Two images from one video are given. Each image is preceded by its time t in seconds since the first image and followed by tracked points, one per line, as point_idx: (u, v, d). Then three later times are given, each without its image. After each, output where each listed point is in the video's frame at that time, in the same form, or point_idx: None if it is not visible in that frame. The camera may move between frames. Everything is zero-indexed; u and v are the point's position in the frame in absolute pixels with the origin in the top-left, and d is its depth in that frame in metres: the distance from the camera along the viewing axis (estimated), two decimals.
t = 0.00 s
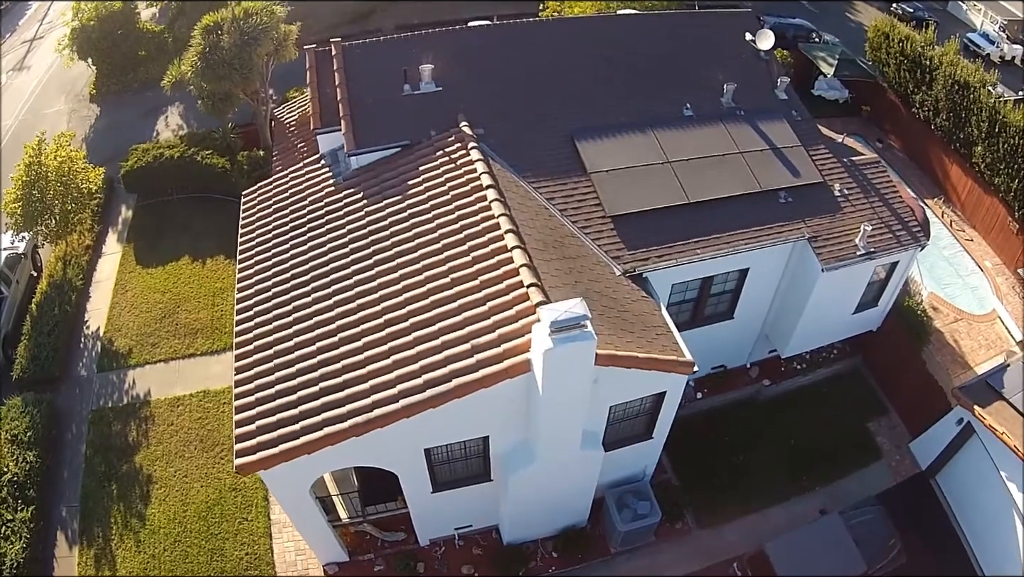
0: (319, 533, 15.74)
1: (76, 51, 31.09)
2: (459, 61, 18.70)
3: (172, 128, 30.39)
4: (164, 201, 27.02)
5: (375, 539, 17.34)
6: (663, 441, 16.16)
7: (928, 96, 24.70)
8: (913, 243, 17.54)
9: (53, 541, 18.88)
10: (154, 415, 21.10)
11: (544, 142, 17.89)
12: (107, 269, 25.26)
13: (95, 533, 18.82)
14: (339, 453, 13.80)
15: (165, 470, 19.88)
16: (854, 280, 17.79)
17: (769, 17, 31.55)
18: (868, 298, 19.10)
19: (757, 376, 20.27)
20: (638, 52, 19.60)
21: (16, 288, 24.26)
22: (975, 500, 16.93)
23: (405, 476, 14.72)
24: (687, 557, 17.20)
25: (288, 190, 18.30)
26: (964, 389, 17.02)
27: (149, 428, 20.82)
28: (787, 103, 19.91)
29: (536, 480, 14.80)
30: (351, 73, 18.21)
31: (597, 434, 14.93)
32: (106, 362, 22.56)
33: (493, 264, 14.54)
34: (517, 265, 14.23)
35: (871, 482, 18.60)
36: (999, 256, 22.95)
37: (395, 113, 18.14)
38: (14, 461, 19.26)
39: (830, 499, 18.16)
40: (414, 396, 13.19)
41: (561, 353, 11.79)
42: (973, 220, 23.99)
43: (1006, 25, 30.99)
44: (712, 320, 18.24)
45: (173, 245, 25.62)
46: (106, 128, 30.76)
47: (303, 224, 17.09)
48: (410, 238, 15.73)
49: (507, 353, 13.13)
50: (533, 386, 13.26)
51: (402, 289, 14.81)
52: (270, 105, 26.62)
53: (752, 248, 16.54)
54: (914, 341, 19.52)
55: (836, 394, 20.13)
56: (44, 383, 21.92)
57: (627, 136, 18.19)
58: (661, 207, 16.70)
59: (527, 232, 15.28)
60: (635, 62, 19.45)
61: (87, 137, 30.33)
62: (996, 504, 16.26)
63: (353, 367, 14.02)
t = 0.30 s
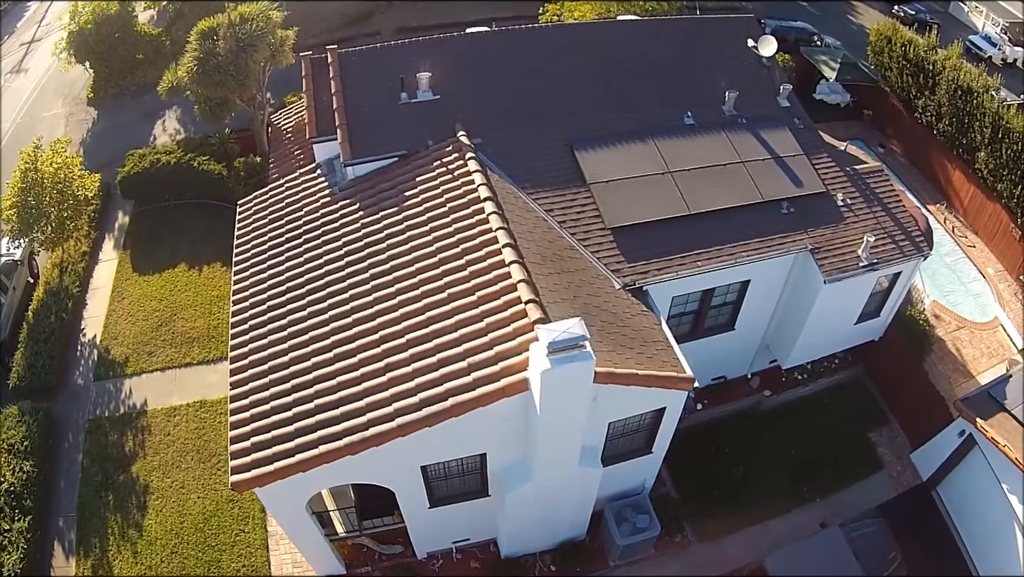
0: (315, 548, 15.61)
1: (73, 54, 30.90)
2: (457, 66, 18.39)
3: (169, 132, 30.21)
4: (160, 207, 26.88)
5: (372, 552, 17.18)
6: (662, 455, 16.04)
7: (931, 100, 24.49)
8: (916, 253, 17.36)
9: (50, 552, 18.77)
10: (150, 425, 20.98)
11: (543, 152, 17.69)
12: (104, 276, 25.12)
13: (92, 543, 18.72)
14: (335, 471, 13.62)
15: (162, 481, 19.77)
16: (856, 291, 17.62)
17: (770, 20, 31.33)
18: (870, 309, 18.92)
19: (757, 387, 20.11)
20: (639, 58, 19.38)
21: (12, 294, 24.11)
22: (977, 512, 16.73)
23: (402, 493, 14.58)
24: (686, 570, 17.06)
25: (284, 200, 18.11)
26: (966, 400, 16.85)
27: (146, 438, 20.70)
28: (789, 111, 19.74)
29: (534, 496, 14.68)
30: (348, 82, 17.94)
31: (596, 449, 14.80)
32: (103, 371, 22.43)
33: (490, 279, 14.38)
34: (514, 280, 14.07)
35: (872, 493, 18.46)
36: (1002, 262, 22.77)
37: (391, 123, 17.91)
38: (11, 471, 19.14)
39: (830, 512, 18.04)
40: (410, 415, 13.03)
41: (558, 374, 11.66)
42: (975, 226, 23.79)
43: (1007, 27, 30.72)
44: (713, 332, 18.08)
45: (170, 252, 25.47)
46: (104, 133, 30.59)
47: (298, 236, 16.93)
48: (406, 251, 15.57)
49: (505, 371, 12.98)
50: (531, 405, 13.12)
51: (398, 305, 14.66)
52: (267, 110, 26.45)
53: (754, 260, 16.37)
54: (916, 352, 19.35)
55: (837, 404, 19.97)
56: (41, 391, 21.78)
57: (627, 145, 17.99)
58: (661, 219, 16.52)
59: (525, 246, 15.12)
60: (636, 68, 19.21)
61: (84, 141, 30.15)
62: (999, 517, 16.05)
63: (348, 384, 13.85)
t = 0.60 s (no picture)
0: (311, 565, 15.48)
1: (70, 58, 30.70)
2: (456, 74, 18.16)
3: (165, 137, 30.03)
4: (156, 213, 26.71)
5: (369, 567, 16.98)
6: (662, 470, 15.91)
7: (933, 105, 24.29)
8: (919, 263, 17.19)
9: (47, 564, 18.64)
10: (147, 436, 20.84)
11: (541, 163, 17.49)
12: (100, 284, 24.95)
13: (88, 556, 18.62)
14: (331, 490, 13.47)
15: (159, 492, 19.65)
16: (859, 302, 17.44)
17: (771, 23, 31.12)
18: (873, 319, 18.75)
19: (758, 398, 19.94)
20: (639, 65, 19.14)
21: (8, 303, 23.94)
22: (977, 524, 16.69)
23: (398, 511, 14.45)
24: None
25: (279, 211, 17.93)
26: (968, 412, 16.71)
27: (142, 449, 20.56)
28: (791, 119, 19.57)
29: (532, 514, 14.56)
30: (343, 91, 17.69)
31: (594, 467, 14.66)
32: (99, 381, 22.28)
33: (487, 296, 14.21)
34: (512, 297, 13.91)
35: (872, 506, 18.34)
36: (1004, 268, 22.58)
37: (387, 133, 17.65)
38: (8, 482, 18.98)
39: (831, 524, 17.93)
40: (406, 435, 12.87)
41: (556, 397, 11.52)
42: (977, 232, 23.60)
43: (1008, 28, 30.46)
44: (713, 344, 17.91)
45: (166, 260, 25.29)
46: (100, 138, 30.39)
47: (293, 249, 16.78)
48: (402, 266, 15.40)
49: (503, 392, 12.83)
50: (529, 426, 12.97)
51: (393, 322, 14.51)
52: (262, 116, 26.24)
53: (756, 273, 16.20)
54: (918, 363, 19.20)
55: (838, 415, 19.81)
56: (37, 401, 21.63)
57: (628, 155, 17.78)
58: (662, 231, 16.33)
59: (523, 260, 14.95)
60: (636, 77, 18.98)
61: (80, 146, 29.96)
62: (1000, 530, 16.04)
63: (344, 403, 13.68)
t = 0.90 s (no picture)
0: None
1: (66, 63, 30.48)
2: (454, 85, 17.92)
3: (162, 143, 29.81)
4: (151, 221, 26.56)
5: None
6: (661, 488, 15.77)
7: (935, 111, 24.06)
8: (922, 276, 17.01)
9: None
10: (143, 449, 20.69)
11: (540, 176, 17.27)
12: (95, 293, 24.77)
13: (85, 570, 18.48)
14: (326, 513, 13.31)
15: (155, 506, 19.52)
16: (862, 316, 17.26)
17: (772, 27, 30.90)
18: (876, 332, 18.57)
19: (760, 412, 19.77)
20: (639, 75, 18.88)
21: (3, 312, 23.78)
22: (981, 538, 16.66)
23: (394, 532, 14.31)
24: None
25: (275, 225, 17.73)
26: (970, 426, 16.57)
27: (138, 463, 20.42)
28: (794, 128, 19.39)
29: (530, 535, 14.44)
30: (337, 101, 17.36)
31: (593, 486, 14.52)
32: (94, 392, 22.11)
33: (484, 316, 14.04)
34: (509, 318, 13.73)
35: (874, 520, 18.20)
36: (1007, 276, 22.38)
37: (384, 145, 17.41)
38: (4, 495, 18.75)
39: (832, 539, 17.78)
40: (401, 459, 12.72)
41: (553, 425, 11.37)
42: (980, 239, 23.39)
43: (1010, 31, 30.22)
44: (714, 358, 17.73)
45: (161, 270, 25.12)
46: (97, 144, 30.15)
47: (288, 265, 16.62)
48: (398, 283, 15.22)
49: (500, 415, 12.68)
50: (527, 449, 12.83)
51: (389, 341, 14.34)
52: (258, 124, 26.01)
53: (758, 288, 16.02)
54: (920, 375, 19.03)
55: (840, 427, 19.65)
56: (33, 413, 21.47)
57: (628, 168, 17.56)
58: (663, 246, 16.14)
59: (521, 278, 14.76)
60: (636, 86, 18.74)
61: (76, 152, 29.75)
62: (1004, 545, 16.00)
63: (339, 425, 13.51)
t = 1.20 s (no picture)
0: None
1: (62, 67, 30.21)
2: (451, 96, 17.65)
3: (158, 149, 29.56)
4: (146, 229, 26.42)
5: None
6: (660, 507, 15.63)
7: (939, 117, 23.78)
8: (927, 290, 16.81)
9: None
10: (139, 462, 20.55)
11: (538, 188, 17.02)
12: (91, 303, 24.58)
13: None
14: (321, 535, 13.15)
15: (151, 520, 19.39)
16: (866, 330, 17.07)
17: (774, 30, 30.59)
18: (879, 345, 18.37)
19: (760, 426, 19.66)
20: (639, 84, 18.60)
21: None
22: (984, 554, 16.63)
23: (391, 553, 14.18)
24: None
25: (270, 239, 17.53)
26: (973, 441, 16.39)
27: (135, 475, 20.28)
28: (798, 138, 19.15)
29: (527, 555, 14.33)
30: (333, 114, 17.16)
31: (591, 506, 14.38)
32: (90, 403, 21.94)
33: (481, 336, 13.85)
34: (506, 339, 13.54)
35: (874, 535, 18.05)
36: (1010, 284, 22.16)
37: (380, 158, 17.15)
38: None
39: (833, 555, 17.63)
40: (397, 483, 12.55)
41: (549, 453, 11.38)
42: (983, 246, 23.17)
43: (1012, 34, 29.94)
44: (715, 373, 17.55)
45: (157, 279, 24.95)
46: (93, 149, 29.91)
47: (283, 280, 16.43)
48: (394, 301, 15.02)
49: (496, 440, 12.51)
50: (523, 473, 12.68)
51: (384, 361, 14.15)
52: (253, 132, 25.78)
53: (760, 304, 15.82)
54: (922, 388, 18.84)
55: (841, 440, 19.46)
56: (29, 424, 21.27)
57: (629, 180, 17.32)
58: (664, 261, 15.93)
59: (519, 296, 14.56)
60: (637, 96, 18.46)
61: (73, 158, 29.51)
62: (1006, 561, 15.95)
63: (334, 446, 13.33)
